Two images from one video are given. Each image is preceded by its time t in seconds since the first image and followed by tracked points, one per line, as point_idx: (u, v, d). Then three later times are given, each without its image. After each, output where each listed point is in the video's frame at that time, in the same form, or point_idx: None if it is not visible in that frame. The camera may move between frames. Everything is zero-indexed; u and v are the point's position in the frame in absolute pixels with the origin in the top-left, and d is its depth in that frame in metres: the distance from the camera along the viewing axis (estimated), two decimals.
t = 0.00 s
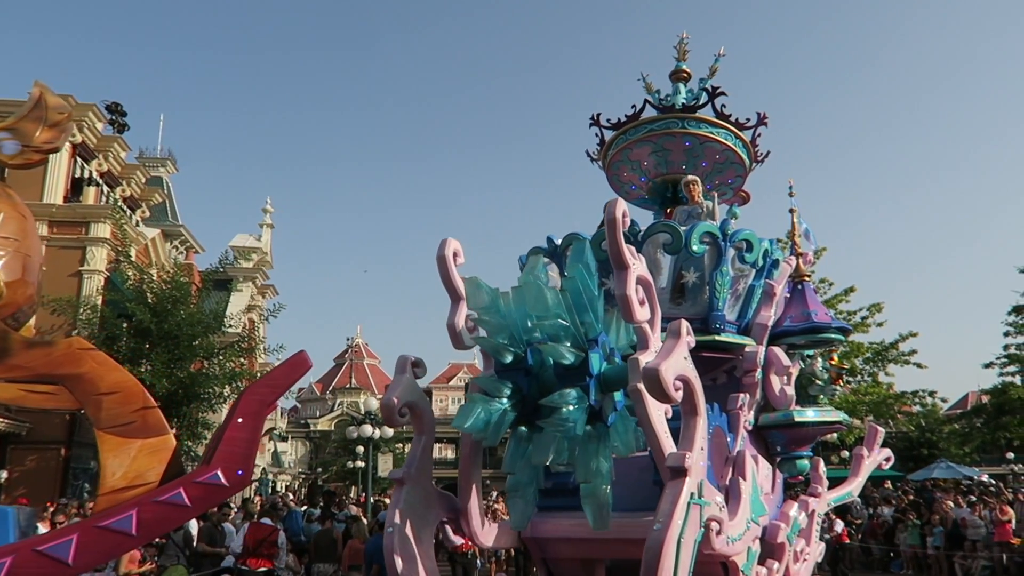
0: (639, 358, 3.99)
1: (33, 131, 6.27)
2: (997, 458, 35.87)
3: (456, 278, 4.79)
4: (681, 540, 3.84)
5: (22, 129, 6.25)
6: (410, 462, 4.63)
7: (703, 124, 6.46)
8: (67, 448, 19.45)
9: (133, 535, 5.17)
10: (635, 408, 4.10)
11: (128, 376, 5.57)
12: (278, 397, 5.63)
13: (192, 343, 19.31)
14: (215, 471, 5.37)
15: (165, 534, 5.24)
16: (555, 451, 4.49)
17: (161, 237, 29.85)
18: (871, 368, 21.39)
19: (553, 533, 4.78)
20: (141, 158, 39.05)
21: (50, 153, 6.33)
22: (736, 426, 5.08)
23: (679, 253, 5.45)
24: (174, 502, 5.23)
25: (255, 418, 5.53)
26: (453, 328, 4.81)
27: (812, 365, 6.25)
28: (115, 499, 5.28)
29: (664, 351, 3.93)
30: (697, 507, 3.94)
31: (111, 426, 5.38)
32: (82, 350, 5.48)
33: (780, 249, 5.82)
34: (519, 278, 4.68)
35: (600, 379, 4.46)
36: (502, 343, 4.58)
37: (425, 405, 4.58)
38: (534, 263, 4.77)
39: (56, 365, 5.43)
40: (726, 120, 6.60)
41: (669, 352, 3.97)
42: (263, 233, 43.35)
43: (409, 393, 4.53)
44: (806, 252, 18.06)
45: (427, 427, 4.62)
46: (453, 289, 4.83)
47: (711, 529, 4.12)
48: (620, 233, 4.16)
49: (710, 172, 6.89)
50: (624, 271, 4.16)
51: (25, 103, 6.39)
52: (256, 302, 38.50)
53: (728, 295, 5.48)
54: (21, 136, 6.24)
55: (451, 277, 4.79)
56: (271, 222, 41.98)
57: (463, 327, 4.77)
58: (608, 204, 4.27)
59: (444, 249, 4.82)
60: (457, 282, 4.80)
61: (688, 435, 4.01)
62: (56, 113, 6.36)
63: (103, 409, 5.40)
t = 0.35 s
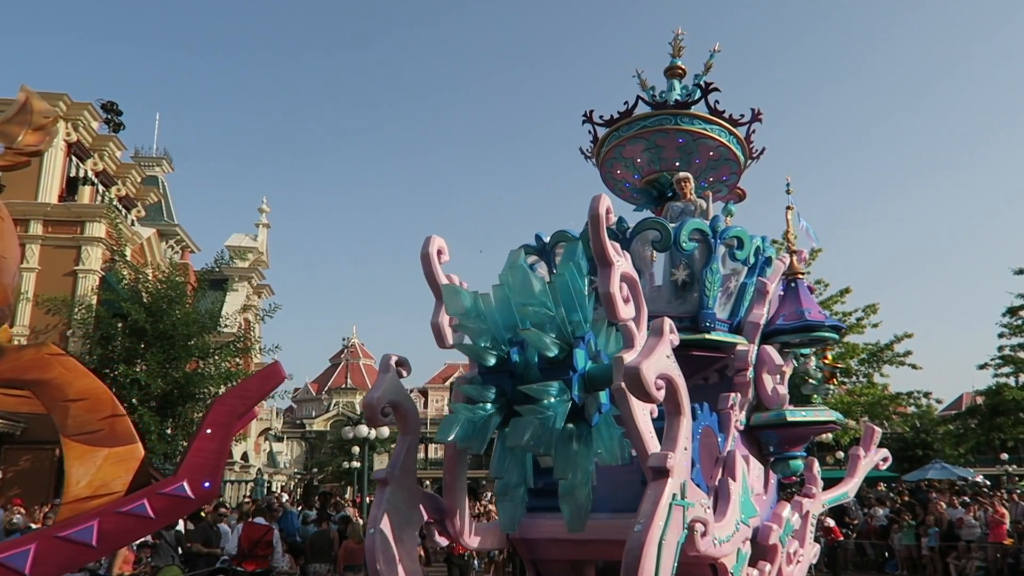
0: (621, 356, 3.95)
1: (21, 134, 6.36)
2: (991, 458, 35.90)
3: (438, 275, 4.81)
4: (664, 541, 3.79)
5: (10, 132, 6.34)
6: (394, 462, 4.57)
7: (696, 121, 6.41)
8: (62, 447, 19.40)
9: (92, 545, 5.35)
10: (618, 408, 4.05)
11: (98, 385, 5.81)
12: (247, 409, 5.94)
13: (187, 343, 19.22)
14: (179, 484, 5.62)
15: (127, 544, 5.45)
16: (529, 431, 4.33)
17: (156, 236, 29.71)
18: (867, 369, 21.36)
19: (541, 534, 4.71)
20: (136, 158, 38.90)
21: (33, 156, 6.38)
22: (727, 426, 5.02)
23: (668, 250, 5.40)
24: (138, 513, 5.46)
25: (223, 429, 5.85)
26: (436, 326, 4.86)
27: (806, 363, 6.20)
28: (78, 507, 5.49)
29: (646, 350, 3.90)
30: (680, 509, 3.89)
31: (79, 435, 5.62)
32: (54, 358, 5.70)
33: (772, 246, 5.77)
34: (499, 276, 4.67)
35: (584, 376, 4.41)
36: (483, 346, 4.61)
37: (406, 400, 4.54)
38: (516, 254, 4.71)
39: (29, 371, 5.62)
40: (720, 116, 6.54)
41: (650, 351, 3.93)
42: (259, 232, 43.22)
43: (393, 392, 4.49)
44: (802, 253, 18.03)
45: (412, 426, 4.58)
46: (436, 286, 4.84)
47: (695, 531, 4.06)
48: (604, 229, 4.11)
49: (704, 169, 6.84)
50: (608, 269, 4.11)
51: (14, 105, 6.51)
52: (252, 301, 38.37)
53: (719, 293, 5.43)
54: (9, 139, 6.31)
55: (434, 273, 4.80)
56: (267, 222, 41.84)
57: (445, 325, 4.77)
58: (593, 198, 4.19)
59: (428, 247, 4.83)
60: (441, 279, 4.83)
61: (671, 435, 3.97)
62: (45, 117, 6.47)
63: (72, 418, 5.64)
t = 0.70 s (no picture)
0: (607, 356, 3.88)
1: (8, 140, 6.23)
2: (991, 462, 35.86)
3: (426, 275, 4.74)
4: (648, 547, 3.72)
5: None
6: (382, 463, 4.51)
7: (693, 119, 6.35)
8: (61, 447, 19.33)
9: (55, 558, 5.22)
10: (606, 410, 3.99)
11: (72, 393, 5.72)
12: (223, 421, 5.74)
13: (188, 343, 19.14)
14: (148, 497, 5.46)
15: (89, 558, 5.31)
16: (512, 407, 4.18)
17: (157, 237, 29.63)
18: (866, 372, 21.29)
19: (531, 537, 4.64)
20: (137, 159, 38.85)
21: (19, 162, 6.25)
22: (721, 428, 4.95)
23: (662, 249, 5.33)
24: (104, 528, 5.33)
25: (197, 442, 5.68)
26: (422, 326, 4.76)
27: (803, 364, 6.15)
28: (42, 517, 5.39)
29: (630, 350, 3.83)
30: (665, 513, 3.82)
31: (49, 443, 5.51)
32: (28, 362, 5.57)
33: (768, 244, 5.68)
34: (483, 275, 4.60)
35: (571, 377, 4.35)
36: (469, 350, 4.51)
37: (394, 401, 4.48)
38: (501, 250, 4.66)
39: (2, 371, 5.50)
40: (718, 114, 6.48)
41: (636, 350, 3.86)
42: (259, 233, 43.16)
43: (380, 391, 4.42)
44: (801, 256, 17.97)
45: (400, 427, 4.51)
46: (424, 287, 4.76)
47: (682, 535, 3.99)
48: (591, 228, 4.04)
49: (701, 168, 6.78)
50: (596, 267, 4.04)
51: (3, 108, 6.35)
52: (252, 302, 38.28)
53: (714, 293, 5.37)
54: None
55: (422, 273, 4.72)
56: (268, 223, 41.79)
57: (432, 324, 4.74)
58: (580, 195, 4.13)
59: (416, 246, 4.79)
60: (429, 279, 4.75)
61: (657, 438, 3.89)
62: (35, 122, 6.35)
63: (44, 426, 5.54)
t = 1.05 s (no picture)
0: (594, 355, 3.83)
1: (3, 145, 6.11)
2: (995, 467, 35.68)
3: (417, 276, 4.68)
4: (634, 552, 3.64)
5: None
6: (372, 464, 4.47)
7: (693, 117, 6.29)
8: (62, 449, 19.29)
9: (19, 569, 4.64)
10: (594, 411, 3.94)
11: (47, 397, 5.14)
12: (201, 434, 5.04)
13: (191, 345, 19.05)
14: (119, 509, 4.83)
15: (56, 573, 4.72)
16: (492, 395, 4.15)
17: (162, 238, 29.60)
18: (870, 377, 21.19)
19: (525, 540, 4.57)
20: (141, 160, 38.88)
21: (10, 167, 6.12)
22: (718, 431, 4.86)
23: (658, 248, 5.24)
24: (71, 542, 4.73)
25: (171, 454, 4.98)
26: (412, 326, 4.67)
27: (804, 366, 6.10)
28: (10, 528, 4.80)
29: (616, 351, 3.76)
30: (651, 518, 3.74)
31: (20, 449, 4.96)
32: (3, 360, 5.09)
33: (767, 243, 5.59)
34: (467, 277, 4.56)
35: (559, 383, 4.22)
36: (457, 357, 4.46)
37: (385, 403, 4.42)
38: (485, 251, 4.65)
39: None
40: (718, 113, 6.41)
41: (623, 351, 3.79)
42: (263, 235, 43.16)
43: (368, 392, 4.37)
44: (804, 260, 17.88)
45: (390, 429, 4.47)
46: (415, 288, 4.70)
47: (670, 540, 3.91)
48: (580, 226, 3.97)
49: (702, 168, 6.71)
50: (585, 267, 3.98)
51: None
52: (256, 304, 38.26)
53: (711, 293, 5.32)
54: None
55: (413, 274, 4.67)
56: (271, 225, 41.80)
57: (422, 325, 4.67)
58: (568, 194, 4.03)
59: (405, 246, 4.73)
60: (419, 280, 4.69)
61: (644, 440, 3.82)
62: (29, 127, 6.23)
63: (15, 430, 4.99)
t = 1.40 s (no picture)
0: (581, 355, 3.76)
1: None
2: (998, 471, 35.53)
3: (403, 274, 4.59)
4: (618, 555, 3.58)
5: None
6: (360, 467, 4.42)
7: (692, 115, 6.23)
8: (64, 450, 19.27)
9: None
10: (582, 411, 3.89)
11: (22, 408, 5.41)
12: (171, 446, 5.18)
13: (194, 346, 19.00)
14: (85, 519, 4.97)
15: None
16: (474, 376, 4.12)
17: (165, 240, 29.61)
18: (873, 380, 21.09)
19: (519, 543, 4.51)
20: (146, 162, 38.91)
21: None
22: (714, 432, 4.80)
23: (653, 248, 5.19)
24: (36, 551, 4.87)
25: (142, 466, 5.14)
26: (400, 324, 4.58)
27: (804, 367, 6.03)
28: None
29: (601, 351, 3.70)
30: (636, 521, 3.68)
31: None
32: None
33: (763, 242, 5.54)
34: (451, 278, 4.53)
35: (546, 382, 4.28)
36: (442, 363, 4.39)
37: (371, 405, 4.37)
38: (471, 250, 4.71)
39: None
40: (718, 110, 6.36)
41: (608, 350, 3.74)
42: (266, 237, 43.18)
43: (355, 393, 4.32)
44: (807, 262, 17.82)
45: (379, 430, 4.42)
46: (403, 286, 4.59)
47: (658, 543, 3.84)
48: (566, 224, 3.89)
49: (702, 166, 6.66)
50: (572, 266, 3.91)
51: None
52: (258, 306, 38.27)
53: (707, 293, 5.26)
54: None
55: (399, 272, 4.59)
56: (274, 227, 41.80)
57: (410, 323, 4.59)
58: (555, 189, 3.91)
59: (393, 245, 4.65)
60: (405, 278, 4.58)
61: (629, 442, 3.76)
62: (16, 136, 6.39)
63: None
